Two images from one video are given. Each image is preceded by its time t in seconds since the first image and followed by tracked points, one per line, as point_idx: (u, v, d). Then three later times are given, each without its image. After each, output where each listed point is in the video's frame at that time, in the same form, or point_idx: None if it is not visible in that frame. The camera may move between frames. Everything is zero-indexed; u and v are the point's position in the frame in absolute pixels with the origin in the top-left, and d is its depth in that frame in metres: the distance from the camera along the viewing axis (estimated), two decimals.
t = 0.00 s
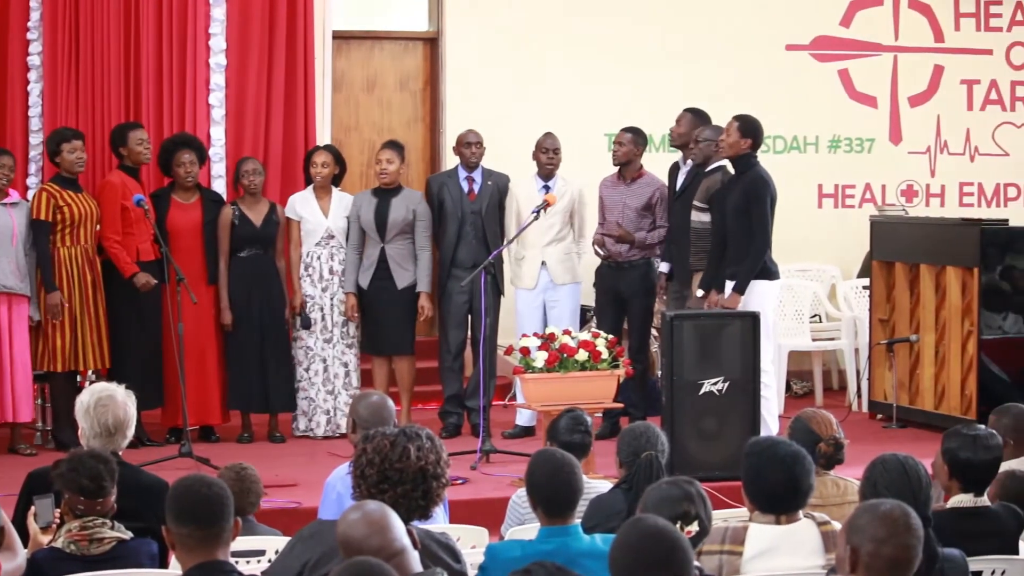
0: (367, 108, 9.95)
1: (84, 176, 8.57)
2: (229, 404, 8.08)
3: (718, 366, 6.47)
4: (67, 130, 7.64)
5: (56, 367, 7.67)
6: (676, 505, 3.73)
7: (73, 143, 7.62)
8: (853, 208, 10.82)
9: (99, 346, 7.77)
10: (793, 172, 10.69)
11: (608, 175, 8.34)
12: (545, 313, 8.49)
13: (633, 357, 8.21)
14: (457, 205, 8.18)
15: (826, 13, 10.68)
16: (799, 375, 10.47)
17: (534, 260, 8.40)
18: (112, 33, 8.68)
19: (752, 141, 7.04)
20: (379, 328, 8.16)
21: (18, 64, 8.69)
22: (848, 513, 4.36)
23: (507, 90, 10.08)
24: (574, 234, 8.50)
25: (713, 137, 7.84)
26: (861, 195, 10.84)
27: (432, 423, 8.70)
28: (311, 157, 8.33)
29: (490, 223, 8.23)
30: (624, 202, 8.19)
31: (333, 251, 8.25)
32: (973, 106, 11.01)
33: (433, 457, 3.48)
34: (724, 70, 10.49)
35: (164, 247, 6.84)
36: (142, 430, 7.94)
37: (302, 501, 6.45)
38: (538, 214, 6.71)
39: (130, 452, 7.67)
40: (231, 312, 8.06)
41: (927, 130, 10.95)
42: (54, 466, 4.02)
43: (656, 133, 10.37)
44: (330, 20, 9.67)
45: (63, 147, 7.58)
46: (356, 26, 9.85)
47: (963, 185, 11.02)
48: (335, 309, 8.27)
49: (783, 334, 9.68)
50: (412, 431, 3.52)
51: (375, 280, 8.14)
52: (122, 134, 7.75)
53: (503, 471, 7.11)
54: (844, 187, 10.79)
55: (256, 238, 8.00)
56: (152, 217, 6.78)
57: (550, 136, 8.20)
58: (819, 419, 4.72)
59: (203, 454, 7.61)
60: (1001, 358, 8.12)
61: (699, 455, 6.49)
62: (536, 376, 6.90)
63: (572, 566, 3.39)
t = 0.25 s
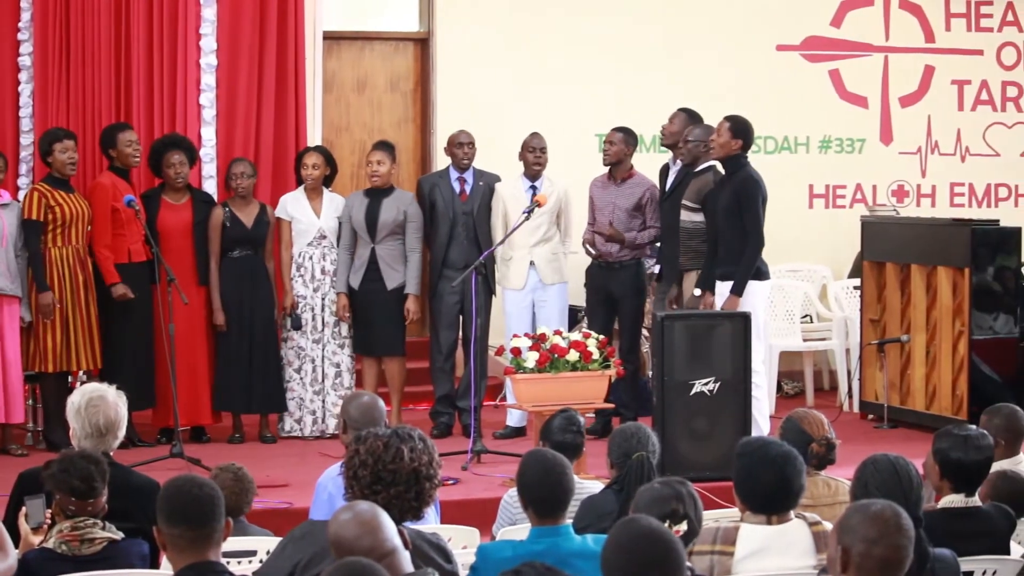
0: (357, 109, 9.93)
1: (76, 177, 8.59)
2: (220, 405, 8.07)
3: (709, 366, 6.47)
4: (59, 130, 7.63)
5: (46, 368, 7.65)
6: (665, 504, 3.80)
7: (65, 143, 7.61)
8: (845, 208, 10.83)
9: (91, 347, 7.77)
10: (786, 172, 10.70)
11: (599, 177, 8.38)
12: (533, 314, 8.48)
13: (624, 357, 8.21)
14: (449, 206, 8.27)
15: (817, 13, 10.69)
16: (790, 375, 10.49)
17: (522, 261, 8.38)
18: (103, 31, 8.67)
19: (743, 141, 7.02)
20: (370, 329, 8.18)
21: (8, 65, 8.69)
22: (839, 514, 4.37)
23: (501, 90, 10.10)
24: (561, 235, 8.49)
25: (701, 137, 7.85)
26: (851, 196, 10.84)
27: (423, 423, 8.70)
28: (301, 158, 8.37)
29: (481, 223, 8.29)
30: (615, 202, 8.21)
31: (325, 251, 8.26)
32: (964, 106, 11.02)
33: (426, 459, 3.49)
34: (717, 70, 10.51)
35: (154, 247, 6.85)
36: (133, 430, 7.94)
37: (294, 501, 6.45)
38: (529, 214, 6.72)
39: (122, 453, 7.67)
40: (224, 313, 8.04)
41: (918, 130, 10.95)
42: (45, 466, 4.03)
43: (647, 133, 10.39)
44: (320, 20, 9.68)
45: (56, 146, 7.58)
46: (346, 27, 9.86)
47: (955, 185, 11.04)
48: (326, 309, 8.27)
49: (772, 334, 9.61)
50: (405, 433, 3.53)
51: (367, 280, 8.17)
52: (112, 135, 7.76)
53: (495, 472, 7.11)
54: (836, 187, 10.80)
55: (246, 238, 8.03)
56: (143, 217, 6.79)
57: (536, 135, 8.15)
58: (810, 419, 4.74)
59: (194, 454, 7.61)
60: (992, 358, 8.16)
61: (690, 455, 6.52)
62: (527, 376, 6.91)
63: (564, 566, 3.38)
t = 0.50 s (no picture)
0: (352, 109, 9.97)
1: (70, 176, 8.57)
2: (213, 405, 8.07)
3: (703, 366, 6.47)
4: (54, 130, 7.64)
5: (40, 367, 7.66)
6: (661, 505, 3.79)
7: (59, 143, 7.62)
8: (839, 208, 10.83)
9: (86, 346, 7.77)
10: (782, 172, 10.71)
11: (591, 176, 8.36)
12: (527, 313, 8.49)
13: (617, 357, 8.26)
14: (444, 206, 8.24)
15: (812, 13, 10.69)
16: (784, 375, 10.49)
17: (514, 261, 8.40)
18: (97, 29, 8.66)
19: (738, 142, 7.04)
20: (364, 330, 8.18)
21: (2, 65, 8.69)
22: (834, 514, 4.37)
23: (497, 90, 10.11)
24: (555, 235, 8.47)
25: (695, 137, 7.82)
26: (846, 196, 10.85)
27: (417, 424, 8.71)
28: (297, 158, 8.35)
29: (475, 224, 8.28)
30: (607, 202, 8.20)
31: (322, 251, 8.27)
32: (959, 106, 11.03)
33: (420, 460, 3.50)
34: (713, 70, 10.52)
35: (148, 248, 6.86)
36: (127, 431, 7.94)
37: (288, 502, 6.45)
38: (522, 215, 6.71)
39: (115, 454, 7.67)
40: (217, 313, 8.03)
41: (912, 130, 10.95)
42: (39, 466, 4.04)
43: (641, 133, 10.39)
44: (315, 21, 9.68)
45: (50, 147, 7.58)
46: (340, 27, 9.87)
47: (949, 185, 11.04)
48: (322, 309, 8.29)
49: (768, 334, 9.65)
50: (399, 433, 3.54)
51: (360, 281, 8.17)
52: (106, 136, 7.71)
53: (488, 472, 7.11)
54: (830, 187, 10.81)
55: (239, 238, 8.02)
56: (137, 218, 6.80)
57: (529, 136, 8.17)
58: (805, 419, 4.75)
59: (188, 454, 7.60)
60: (986, 358, 8.17)
61: (685, 456, 6.51)
62: (521, 377, 6.91)
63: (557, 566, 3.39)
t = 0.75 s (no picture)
0: (343, 109, 9.93)
1: (61, 177, 8.55)
2: (206, 406, 8.05)
3: (694, 366, 6.48)
4: (48, 131, 7.61)
5: (32, 368, 7.63)
6: (653, 505, 3.80)
7: (52, 144, 7.59)
8: (831, 209, 10.84)
9: (77, 346, 7.77)
10: (776, 172, 10.72)
11: (579, 174, 8.41)
12: (519, 314, 8.48)
13: (608, 358, 8.23)
14: (432, 207, 8.27)
15: (804, 13, 10.70)
16: (776, 375, 10.50)
17: (506, 261, 8.41)
18: (88, 29, 8.67)
19: (731, 143, 7.04)
20: (356, 330, 8.19)
21: None
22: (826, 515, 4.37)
23: (491, 91, 10.12)
24: (548, 233, 8.50)
25: (683, 138, 7.72)
26: (837, 196, 10.85)
27: (409, 424, 8.71)
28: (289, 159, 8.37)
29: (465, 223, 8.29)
30: (596, 199, 8.25)
31: (313, 252, 8.27)
32: (950, 107, 11.03)
33: (413, 462, 3.51)
34: (707, 70, 10.53)
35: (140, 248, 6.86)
36: (119, 431, 7.95)
37: (279, 502, 6.45)
38: (513, 215, 6.72)
39: (107, 454, 7.67)
40: (209, 314, 8.04)
41: (904, 130, 10.96)
42: (31, 466, 4.07)
43: (633, 133, 10.39)
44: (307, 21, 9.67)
45: (43, 147, 7.55)
46: (331, 26, 9.87)
47: (941, 185, 11.05)
48: (314, 310, 8.29)
49: (760, 334, 9.66)
50: (393, 435, 3.54)
51: (352, 280, 8.20)
52: (94, 137, 7.75)
53: (480, 472, 7.11)
54: (822, 187, 10.81)
55: (232, 238, 8.03)
56: (129, 217, 6.80)
57: (516, 138, 8.15)
58: (797, 420, 4.73)
59: (179, 455, 7.60)
60: (978, 358, 8.17)
61: (676, 455, 6.51)
62: (512, 377, 6.91)
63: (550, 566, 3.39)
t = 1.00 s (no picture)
0: (337, 109, 9.96)
1: (54, 176, 8.55)
2: (200, 406, 8.07)
3: (688, 366, 6.48)
4: (41, 130, 7.63)
5: (26, 367, 7.65)
6: (649, 506, 3.79)
7: (46, 143, 7.61)
8: (824, 209, 10.85)
9: (71, 346, 7.77)
10: (769, 171, 10.73)
11: (569, 174, 8.40)
12: (514, 313, 8.50)
13: (601, 358, 8.23)
14: (423, 205, 8.28)
15: (797, 13, 10.71)
16: (769, 375, 10.51)
17: (501, 261, 8.42)
18: (82, 28, 8.63)
19: (723, 142, 7.03)
20: (350, 330, 8.19)
21: None
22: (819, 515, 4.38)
23: (487, 91, 10.13)
24: (545, 232, 8.49)
25: (677, 138, 7.87)
26: (831, 196, 10.87)
27: (402, 424, 8.71)
28: (283, 158, 8.36)
29: (456, 223, 8.31)
30: (588, 198, 8.25)
31: (306, 252, 8.27)
32: (944, 107, 11.04)
33: (408, 463, 3.51)
34: (702, 70, 10.55)
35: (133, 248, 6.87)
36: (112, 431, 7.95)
37: (273, 501, 6.46)
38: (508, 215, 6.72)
39: (101, 454, 7.67)
40: (203, 314, 8.02)
41: (897, 130, 10.97)
42: (24, 466, 4.08)
43: (626, 133, 10.40)
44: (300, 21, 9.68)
45: (35, 146, 7.57)
46: (324, 26, 9.87)
47: (935, 185, 11.04)
48: (307, 311, 8.30)
49: (753, 335, 9.66)
50: (387, 435, 3.54)
51: (347, 280, 8.18)
52: (89, 136, 7.72)
53: (473, 472, 7.12)
54: (814, 187, 10.83)
55: (225, 238, 8.02)
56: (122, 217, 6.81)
57: (509, 138, 8.26)
58: (790, 419, 4.74)
59: (172, 454, 7.60)
60: (971, 358, 8.18)
61: (670, 455, 6.53)
62: (505, 377, 6.92)
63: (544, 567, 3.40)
